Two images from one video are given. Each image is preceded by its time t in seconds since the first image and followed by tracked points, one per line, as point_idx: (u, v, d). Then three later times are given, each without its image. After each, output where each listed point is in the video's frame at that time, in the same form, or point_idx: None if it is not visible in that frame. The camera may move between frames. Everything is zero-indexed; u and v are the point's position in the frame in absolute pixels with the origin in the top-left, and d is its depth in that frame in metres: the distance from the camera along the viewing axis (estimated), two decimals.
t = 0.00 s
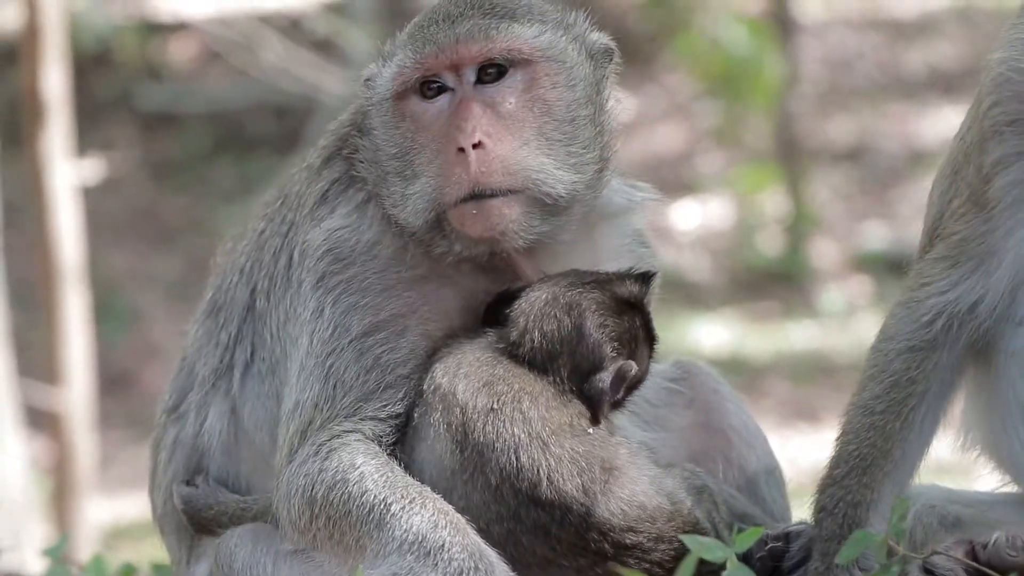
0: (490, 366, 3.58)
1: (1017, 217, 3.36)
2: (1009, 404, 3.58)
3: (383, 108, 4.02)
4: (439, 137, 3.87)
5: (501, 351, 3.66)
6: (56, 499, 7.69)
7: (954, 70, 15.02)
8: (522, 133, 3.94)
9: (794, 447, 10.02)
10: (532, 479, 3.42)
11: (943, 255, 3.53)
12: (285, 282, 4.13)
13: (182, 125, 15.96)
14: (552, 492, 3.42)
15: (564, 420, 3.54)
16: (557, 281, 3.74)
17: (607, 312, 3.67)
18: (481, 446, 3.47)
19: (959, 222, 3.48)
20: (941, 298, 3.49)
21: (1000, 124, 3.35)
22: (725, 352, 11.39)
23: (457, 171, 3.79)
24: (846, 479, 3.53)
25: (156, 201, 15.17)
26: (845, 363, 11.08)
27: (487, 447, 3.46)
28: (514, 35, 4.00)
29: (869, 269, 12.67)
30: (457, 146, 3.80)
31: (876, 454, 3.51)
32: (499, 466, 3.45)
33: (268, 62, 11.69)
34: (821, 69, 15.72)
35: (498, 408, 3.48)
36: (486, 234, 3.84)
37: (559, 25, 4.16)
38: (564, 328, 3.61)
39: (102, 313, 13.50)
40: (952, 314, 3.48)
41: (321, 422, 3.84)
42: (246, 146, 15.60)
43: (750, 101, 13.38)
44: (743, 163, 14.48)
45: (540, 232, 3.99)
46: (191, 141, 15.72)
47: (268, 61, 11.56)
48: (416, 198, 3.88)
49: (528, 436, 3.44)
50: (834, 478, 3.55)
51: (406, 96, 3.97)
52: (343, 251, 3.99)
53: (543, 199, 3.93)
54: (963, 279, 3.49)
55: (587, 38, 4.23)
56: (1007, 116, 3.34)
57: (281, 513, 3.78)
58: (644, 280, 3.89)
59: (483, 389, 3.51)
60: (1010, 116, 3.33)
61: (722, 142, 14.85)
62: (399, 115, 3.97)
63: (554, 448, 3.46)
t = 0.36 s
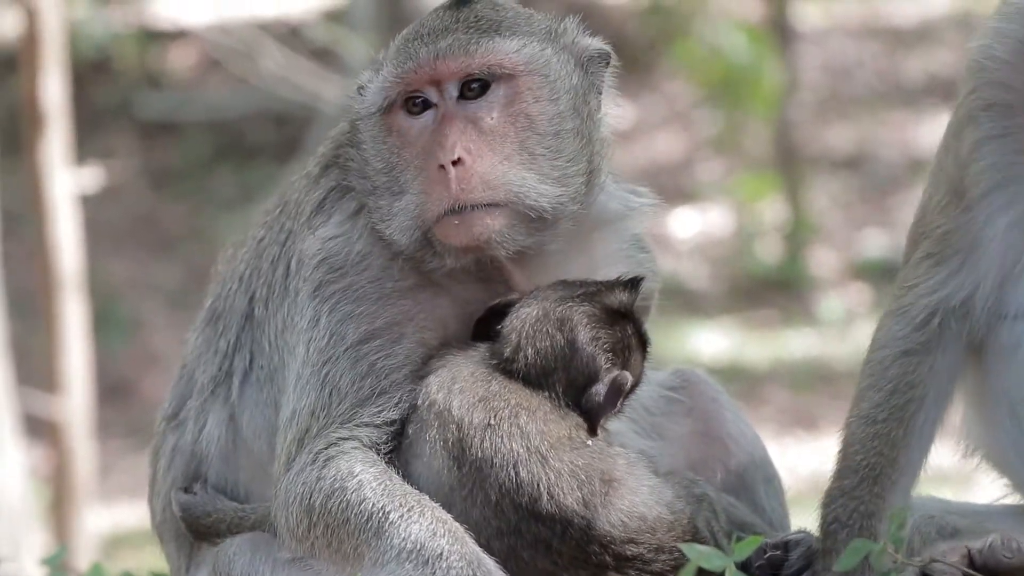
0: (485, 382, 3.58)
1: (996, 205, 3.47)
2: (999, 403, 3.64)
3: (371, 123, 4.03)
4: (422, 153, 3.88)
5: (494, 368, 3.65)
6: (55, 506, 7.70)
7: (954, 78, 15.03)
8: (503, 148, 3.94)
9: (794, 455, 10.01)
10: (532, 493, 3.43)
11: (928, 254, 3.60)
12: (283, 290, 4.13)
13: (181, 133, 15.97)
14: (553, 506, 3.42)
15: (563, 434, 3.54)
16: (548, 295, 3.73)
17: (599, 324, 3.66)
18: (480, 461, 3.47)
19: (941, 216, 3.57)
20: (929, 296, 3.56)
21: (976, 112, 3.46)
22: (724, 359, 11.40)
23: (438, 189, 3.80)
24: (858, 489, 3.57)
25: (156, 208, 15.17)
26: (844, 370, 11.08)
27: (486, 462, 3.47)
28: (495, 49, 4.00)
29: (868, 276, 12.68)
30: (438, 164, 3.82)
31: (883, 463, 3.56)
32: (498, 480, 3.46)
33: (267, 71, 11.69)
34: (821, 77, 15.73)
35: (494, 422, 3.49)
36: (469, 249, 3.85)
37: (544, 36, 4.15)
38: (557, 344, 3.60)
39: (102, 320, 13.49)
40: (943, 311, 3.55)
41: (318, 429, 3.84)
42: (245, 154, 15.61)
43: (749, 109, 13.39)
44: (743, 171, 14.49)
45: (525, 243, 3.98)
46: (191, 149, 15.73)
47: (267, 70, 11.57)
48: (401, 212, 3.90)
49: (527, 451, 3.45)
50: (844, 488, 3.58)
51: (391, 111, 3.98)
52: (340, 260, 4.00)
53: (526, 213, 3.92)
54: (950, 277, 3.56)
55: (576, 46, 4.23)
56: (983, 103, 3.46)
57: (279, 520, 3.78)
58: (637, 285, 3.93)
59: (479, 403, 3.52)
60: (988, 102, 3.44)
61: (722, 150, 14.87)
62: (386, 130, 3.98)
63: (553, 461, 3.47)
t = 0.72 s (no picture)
0: (482, 393, 3.59)
1: (988, 193, 3.63)
2: (990, 402, 3.81)
3: (370, 131, 4.03)
4: (421, 161, 3.89)
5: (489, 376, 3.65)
6: (52, 512, 7.70)
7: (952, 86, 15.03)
8: (502, 159, 3.96)
9: (791, 463, 10.00)
10: (531, 505, 3.43)
11: (918, 246, 3.81)
12: (281, 297, 4.14)
13: (180, 139, 15.98)
14: (552, 518, 3.43)
15: (562, 445, 3.53)
16: (543, 307, 3.73)
17: (594, 335, 3.65)
18: (477, 474, 3.49)
19: (933, 207, 3.76)
20: (912, 293, 3.79)
21: (974, 101, 3.64)
22: (722, 367, 11.43)
23: (435, 199, 3.81)
24: (836, 488, 3.81)
25: (154, 215, 15.18)
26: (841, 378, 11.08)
27: (483, 474, 3.48)
28: (495, 58, 4.00)
29: (866, 284, 12.68)
30: (436, 173, 3.82)
31: (864, 463, 3.81)
32: (496, 492, 3.47)
33: (264, 77, 11.70)
34: (819, 85, 15.72)
35: (492, 435, 3.49)
36: (469, 256, 3.86)
37: (544, 46, 4.16)
38: (552, 356, 3.59)
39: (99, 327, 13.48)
40: (930, 305, 3.77)
41: (315, 436, 3.84)
42: (244, 161, 15.62)
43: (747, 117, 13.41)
44: (741, 179, 14.49)
45: (525, 256, 4.00)
46: (190, 156, 15.74)
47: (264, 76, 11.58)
48: (397, 219, 3.90)
49: (525, 463, 3.45)
50: (825, 487, 3.85)
51: (391, 119, 3.99)
52: (337, 269, 4.01)
53: (524, 224, 3.93)
54: (940, 270, 3.76)
55: (576, 56, 4.24)
56: (980, 93, 3.63)
57: (276, 527, 3.78)
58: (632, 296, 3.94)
59: (476, 415, 3.53)
60: (984, 91, 3.61)
61: (720, 158, 14.89)
62: (385, 138, 3.98)
63: (552, 473, 3.46)
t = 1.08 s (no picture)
0: (481, 398, 3.58)
1: (954, 195, 3.77)
2: (979, 431, 3.84)
3: (400, 131, 4.00)
4: (464, 161, 3.86)
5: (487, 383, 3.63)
6: (52, 516, 7.68)
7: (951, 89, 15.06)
8: (544, 160, 3.96)
9: (791, 467, 9.98)
10: (530, 510, 3.44)
11: (904, 252, 3.86)
12: (281, 302, 4.14)
13: (179, 143, 15.99)
14: (552, 523, 3.44)
15: (562, 451, 3.54)
16: (542, 312, 3.73)
17: (594, 340, 3.67)
18: (477, 479, 3.48)
19: (912, 211, 3.86)
20: (902, 300, 3.81)
21: (946, 109, 3.80)
22: (722, 370, 11.44)
23: (484, 195, 3.79)
24: (833, 495, 3.85)
25: (154, 219, 15.17)
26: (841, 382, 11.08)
27: (482, 480, 3.47)
28: (534, 60, 4.00)
29: (866, 288, 12.69)
30: (485, 171, 3.80)
31: (862, 471, 3.83)
32: (496, 498, 3.47)
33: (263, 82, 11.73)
34: (818, 88, 15.74)
35: (490, 440, 3.48)
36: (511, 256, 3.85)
37: (569, 51, 4.16)
38: (553, 361, 3.60)
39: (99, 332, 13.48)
40: (916, 310, 3.79)
41: (314, 441, 3.84)
42: (243, 165, 15.63)
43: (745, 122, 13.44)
44: (740, 183, 14.50)
45: (550, 258, 4.01)
46: (189, 160, 15.75)
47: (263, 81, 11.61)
48: (433, 221, 3.89)
49: (525, 468, 3.45)
50: (822, 493, 3.88)
51: (425, 118, 3.95)
52: (337, 273, 4.00)
53: (560, 224, 3.97)
54: (923, 275, 3.80)
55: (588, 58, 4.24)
56: (952, 101, 3.79)
57: (276, 533, 3.78)
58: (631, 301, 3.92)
59: (475, 421, 3.52)
60: (955, 99, 3.78)
61: (719, 161, 14.92)
62: (417, 138, 3.96)
63: (551, 478, 3.47)
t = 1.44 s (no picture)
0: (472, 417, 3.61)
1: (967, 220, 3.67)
2: (982, 438, 3.83)
3: (418, 133, 3.97)
4: (487, 159, 3.80)
5: (473, 416, 3.60)
6: (50, 518, 7.66)
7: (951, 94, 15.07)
8: (565, 160, 3.93)
9: (790, 472, 9.97)
10: (527, 519, 3.47)
11: (913, 261, 3.82)
12: (280, 304, 4.14)
13: (179, 146, 16.00)
14: (548, 531, 3.47)
15: (559, 461, 3.58)
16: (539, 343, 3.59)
17: (589, 363, 3.63)
18: (472, 490, 3.52)
19: (924, 224, 3.80)
20: (913, 305, 3.77)
21: (962, 127, 3.63)
22: (721, 375, 11.45)
23: (510, 196, 3.72)
24: (832, 504, 3.82)
25: (154, 222, 15.17)
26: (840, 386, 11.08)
27: (478, 491, 3.51)
28: (553, 61, 3.98)
29: (866, 292, 12.69)
30: (510, 172, 3.74)
31: (863, 477, 3.80)
32: (492, 507, 3.51)
33: (263, 86, 11.72)
34: (818, 92, 15.73)
35: (482, 456, 3.52)
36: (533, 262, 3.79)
37: (578, 54, 4.16)
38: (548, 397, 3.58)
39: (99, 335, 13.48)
40: (921, 320, 3.76)
41: (312, 443, 3.84)
42: (243, 168, 15.63)
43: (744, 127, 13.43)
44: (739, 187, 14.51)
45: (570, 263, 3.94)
46: (189, 163, 15.75)
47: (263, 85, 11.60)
48: (456, 222, 3.85)
49: (521, 478, 3.49)
50: (820, 500, 3.86)
51: (444, 118, 3.92)
52: (337, 275, 4.00)
53: (578, 227, 3.92)
54: (931, 285, 3.76)
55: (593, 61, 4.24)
56: (968, 118, 3.62)
57: (275, 535, 3.78)
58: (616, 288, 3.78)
59: (468, 436, 3.56)
60: (972, 117, 3.60)
61: (718, 165, 14.92)
62: (435, 140, 3.93)
63: (547, 488, 3.50)
